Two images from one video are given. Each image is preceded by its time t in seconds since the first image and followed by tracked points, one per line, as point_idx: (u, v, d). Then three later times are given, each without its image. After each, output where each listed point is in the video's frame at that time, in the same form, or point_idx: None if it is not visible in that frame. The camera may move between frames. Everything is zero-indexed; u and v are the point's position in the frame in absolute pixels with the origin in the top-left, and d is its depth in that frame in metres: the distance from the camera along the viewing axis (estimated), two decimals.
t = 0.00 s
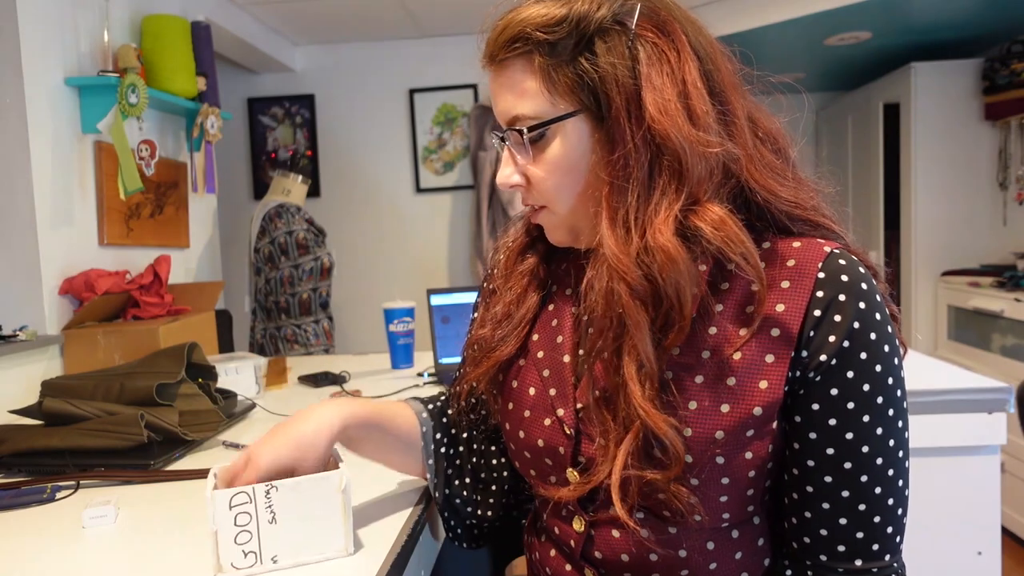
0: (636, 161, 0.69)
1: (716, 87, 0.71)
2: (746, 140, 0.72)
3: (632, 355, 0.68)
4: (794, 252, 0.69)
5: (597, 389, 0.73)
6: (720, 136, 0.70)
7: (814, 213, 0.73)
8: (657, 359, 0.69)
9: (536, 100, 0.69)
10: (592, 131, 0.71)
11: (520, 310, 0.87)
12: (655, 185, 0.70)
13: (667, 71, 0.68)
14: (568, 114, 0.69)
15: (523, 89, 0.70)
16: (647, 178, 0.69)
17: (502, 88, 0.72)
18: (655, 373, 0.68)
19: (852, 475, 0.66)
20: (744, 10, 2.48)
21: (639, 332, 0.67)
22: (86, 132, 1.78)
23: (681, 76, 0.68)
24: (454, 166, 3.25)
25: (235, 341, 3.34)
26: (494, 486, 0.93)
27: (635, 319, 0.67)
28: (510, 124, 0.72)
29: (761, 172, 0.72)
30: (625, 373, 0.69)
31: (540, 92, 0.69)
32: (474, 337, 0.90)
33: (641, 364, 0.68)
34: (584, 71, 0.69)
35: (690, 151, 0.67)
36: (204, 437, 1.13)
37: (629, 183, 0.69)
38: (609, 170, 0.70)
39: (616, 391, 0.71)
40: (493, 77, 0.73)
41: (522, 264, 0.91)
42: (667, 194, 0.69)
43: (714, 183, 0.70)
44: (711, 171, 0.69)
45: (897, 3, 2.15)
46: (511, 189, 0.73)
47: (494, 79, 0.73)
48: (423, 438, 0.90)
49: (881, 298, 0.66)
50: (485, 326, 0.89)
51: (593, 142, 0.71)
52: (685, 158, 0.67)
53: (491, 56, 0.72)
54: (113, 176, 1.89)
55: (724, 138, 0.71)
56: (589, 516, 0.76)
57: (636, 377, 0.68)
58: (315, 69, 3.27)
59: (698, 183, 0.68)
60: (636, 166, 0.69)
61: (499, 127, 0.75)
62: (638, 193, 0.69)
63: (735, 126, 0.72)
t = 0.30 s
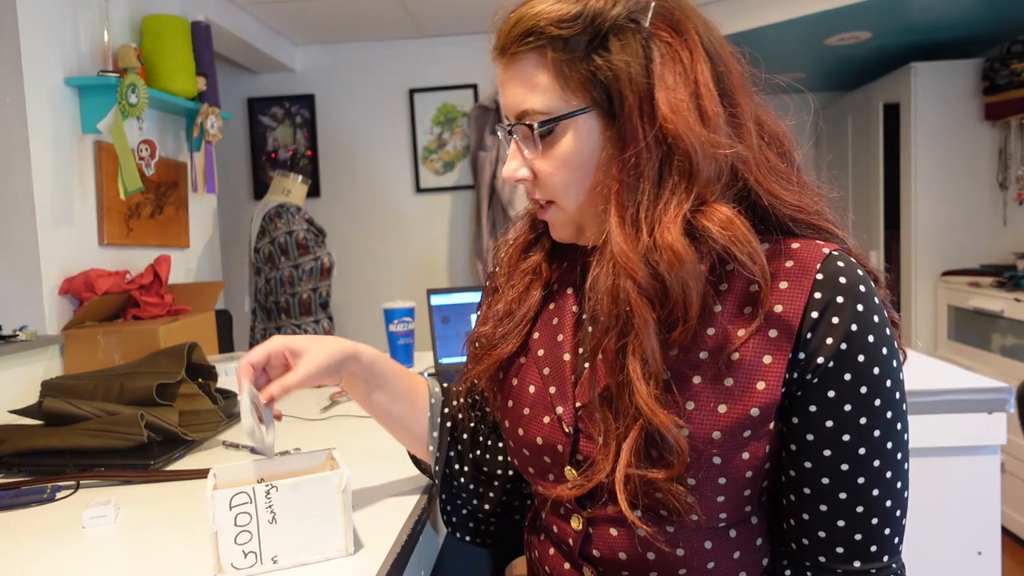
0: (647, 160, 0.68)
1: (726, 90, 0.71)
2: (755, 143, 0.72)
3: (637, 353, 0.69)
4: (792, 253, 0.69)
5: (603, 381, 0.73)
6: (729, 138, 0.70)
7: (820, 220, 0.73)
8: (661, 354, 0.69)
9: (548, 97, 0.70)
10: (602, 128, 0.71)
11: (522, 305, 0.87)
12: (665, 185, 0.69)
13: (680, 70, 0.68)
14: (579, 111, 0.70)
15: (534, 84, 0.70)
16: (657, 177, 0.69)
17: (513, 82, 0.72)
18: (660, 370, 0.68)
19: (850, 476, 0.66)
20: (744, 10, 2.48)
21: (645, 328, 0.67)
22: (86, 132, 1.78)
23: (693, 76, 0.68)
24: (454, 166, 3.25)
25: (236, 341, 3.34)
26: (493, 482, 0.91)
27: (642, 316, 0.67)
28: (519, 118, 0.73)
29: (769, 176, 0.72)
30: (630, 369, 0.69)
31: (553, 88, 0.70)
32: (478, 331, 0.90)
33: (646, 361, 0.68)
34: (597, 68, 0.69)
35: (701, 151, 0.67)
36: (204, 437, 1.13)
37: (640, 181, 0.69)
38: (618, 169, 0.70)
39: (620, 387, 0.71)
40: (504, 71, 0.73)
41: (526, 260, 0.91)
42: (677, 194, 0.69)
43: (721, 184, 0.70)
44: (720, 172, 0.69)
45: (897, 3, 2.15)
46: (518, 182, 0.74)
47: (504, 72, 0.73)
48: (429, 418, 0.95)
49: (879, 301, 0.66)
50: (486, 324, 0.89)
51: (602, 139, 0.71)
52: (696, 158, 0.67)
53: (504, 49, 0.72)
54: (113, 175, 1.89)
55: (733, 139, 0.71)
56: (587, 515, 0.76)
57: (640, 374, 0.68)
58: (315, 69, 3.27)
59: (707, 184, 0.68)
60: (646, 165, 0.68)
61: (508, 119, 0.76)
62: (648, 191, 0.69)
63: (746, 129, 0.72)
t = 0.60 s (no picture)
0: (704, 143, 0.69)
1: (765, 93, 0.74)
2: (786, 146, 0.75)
3: (680, 333, 0.66)
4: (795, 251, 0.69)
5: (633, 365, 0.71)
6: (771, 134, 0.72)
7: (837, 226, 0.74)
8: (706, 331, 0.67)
9: (608, 70, 0.68)
10: (660, 107, 0.70)
11: (524, 309, 0.87)
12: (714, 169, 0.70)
13: (729, 66, 0.71)
14: (639, 89, 0.68)
15: (598, 54, 0.68)
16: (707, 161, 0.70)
17: (566, 51, 0.68)
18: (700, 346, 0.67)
19: (861, 465, 0.61)
20: (744, 10, 2.48)
21: (692, 306, 0.65)
22: (86, 132, 1.78)
23: (739, 72, 0.71)
24: (454, 165, 3.25)
25: (236, 341, 3.34)
26: (505, 489, 0.91)
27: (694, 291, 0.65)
28: (569, 91, 0.69)
29: (796, 179, 0.75)
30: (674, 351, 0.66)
31: (617, 61, 0.68)
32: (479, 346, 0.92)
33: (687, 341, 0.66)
34: (663, 48, 0.69)
35: (754, 138, 0.69)
36: (204, 437, 1.13)
37: (695, 161, 0.69)
38: (672, 149, 0.70)
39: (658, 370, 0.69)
40: (546, 40, 0.70)
41: (525, 266, 0.93)
42: (724, 176, 0.69)
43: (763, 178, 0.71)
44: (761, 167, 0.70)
45: (897, 2, 2.15)
46: (557, 160, 0.70)
47: (554, 40, 0.69)
48: (428, 438, 0.92)
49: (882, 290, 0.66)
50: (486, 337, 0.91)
51: (659, 118, 0.70)
52: (746, 145, 0.69)
53: (559, 16, 0.68)
54: (113, 176, 1.89)
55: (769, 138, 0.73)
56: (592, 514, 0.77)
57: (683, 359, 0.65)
58: (315, 69, 3.27)
59: (753, 172, 0.70)
60: (701, 147, 0.69)
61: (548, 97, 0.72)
62: (702, 170, 0.69)
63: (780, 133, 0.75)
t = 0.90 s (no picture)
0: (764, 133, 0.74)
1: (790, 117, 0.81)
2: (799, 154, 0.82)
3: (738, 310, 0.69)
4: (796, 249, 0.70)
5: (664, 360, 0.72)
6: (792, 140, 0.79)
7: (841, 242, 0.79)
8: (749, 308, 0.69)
9: (682, 49, 0.69)
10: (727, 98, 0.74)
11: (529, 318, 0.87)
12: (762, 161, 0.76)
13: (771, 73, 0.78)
14: (706, 73, 0.70)
15: (680, 33, 0.69)
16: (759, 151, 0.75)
17: (644, 25, 0.68)
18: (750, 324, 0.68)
19: (828, 442, 0.59)
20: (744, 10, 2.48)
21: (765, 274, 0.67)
22: (86, 132, 1.78)
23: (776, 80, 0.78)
24: (454, 165, 3.25)
25: (235, 341, 3.34)
26: (515, 492, 0.92)
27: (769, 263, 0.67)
28: (644, 67, 0.69)
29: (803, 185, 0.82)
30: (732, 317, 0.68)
31: (698, 43, 0.70)
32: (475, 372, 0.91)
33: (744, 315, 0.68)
34: (737, 42, 0.73)
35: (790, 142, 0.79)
36: (204, 437, 1.13)
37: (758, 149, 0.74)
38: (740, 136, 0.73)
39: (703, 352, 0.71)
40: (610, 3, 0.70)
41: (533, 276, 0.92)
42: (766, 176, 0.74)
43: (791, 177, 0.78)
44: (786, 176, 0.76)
45: (897, 2, 2.14)
46: (632, 139, 0.68)
47: (632, 15, 0.69)
48: (434, 443, 0.92)
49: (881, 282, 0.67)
50: (481, 366, 0.91)
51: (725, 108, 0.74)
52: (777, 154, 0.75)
53: None
54: (113, 176, 1.89)
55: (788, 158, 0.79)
56: (593, 514, 0.77)
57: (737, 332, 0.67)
58: (315, 69, 3.27)
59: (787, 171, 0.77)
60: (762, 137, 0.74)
61: (615, 71, 0.70)
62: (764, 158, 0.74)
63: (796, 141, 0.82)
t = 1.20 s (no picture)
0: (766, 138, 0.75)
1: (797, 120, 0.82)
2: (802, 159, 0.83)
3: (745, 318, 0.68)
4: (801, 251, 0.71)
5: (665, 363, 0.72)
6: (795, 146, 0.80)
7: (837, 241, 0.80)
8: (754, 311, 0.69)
9: (692, 53, 0.69)
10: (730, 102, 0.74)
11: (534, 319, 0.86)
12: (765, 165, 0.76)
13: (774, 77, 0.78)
14: (715, 76, 0.70)
15: (685, 35, 0.69)
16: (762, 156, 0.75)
17: (649, 28, 0.69)
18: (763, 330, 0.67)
19: (841, 451, 0.60)
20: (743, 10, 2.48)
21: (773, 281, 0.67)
22: (86, 132, 1.78)
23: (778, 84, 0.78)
24: (454, 165, 3.25)
25: (235, 341, 3.34)
26: (515, 492, 0.92)
27: (772, 268, 0.68)
28: (651, 71, 0.69)
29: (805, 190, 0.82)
30: (736, 322, 0.68)
31: (701, 46, 0.70)
32: (478, 372, 0.91)
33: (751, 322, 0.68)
34: (740, 43, 0.73)
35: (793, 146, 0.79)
36: (204, 437, 1.13)
37: (760, 155, 0.74)
38: (743, 141, 0.74)
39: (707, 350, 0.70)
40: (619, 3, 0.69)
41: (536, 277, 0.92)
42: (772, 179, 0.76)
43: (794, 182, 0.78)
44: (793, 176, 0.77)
45: (897, 2, 2.14)
46: (637, 143, 0.68)
47: (635, 18, 0.69)
48: (434, 442, 0.93)
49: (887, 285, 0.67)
50: (484, 366, 0.90)
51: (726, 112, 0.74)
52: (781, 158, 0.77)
53: None
54: (113, 175, 1.89)
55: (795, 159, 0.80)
56: (595, 514, 0.77)
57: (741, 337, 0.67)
58: (315, 69, 3.27)
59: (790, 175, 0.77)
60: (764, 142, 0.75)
61: (622, 74, 0.70)
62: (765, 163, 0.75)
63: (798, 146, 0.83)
